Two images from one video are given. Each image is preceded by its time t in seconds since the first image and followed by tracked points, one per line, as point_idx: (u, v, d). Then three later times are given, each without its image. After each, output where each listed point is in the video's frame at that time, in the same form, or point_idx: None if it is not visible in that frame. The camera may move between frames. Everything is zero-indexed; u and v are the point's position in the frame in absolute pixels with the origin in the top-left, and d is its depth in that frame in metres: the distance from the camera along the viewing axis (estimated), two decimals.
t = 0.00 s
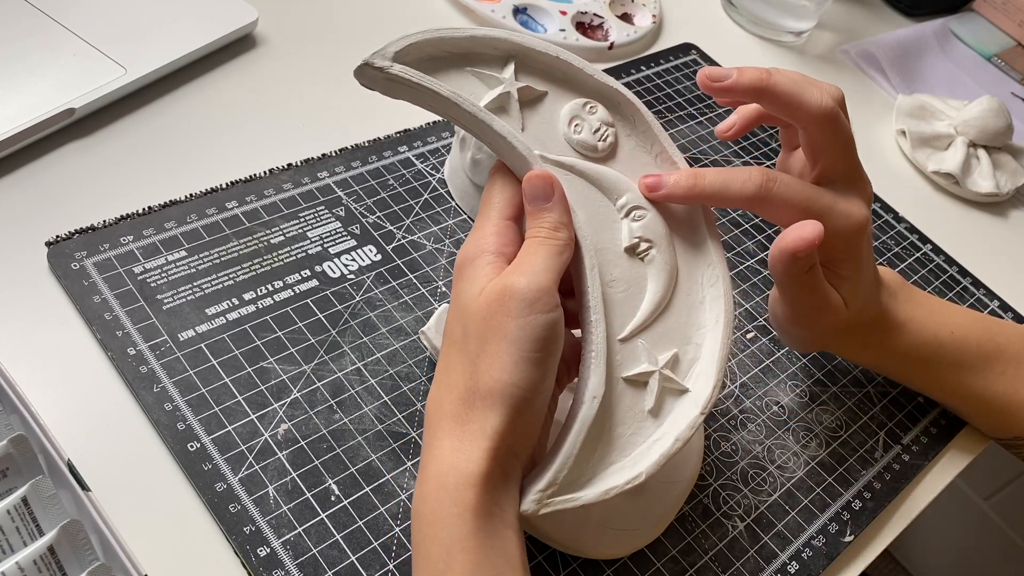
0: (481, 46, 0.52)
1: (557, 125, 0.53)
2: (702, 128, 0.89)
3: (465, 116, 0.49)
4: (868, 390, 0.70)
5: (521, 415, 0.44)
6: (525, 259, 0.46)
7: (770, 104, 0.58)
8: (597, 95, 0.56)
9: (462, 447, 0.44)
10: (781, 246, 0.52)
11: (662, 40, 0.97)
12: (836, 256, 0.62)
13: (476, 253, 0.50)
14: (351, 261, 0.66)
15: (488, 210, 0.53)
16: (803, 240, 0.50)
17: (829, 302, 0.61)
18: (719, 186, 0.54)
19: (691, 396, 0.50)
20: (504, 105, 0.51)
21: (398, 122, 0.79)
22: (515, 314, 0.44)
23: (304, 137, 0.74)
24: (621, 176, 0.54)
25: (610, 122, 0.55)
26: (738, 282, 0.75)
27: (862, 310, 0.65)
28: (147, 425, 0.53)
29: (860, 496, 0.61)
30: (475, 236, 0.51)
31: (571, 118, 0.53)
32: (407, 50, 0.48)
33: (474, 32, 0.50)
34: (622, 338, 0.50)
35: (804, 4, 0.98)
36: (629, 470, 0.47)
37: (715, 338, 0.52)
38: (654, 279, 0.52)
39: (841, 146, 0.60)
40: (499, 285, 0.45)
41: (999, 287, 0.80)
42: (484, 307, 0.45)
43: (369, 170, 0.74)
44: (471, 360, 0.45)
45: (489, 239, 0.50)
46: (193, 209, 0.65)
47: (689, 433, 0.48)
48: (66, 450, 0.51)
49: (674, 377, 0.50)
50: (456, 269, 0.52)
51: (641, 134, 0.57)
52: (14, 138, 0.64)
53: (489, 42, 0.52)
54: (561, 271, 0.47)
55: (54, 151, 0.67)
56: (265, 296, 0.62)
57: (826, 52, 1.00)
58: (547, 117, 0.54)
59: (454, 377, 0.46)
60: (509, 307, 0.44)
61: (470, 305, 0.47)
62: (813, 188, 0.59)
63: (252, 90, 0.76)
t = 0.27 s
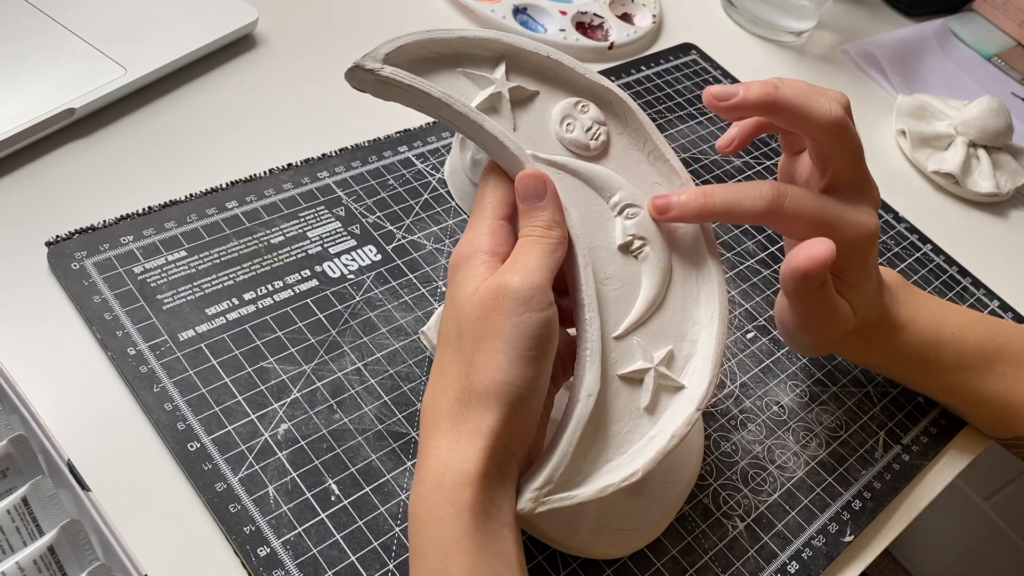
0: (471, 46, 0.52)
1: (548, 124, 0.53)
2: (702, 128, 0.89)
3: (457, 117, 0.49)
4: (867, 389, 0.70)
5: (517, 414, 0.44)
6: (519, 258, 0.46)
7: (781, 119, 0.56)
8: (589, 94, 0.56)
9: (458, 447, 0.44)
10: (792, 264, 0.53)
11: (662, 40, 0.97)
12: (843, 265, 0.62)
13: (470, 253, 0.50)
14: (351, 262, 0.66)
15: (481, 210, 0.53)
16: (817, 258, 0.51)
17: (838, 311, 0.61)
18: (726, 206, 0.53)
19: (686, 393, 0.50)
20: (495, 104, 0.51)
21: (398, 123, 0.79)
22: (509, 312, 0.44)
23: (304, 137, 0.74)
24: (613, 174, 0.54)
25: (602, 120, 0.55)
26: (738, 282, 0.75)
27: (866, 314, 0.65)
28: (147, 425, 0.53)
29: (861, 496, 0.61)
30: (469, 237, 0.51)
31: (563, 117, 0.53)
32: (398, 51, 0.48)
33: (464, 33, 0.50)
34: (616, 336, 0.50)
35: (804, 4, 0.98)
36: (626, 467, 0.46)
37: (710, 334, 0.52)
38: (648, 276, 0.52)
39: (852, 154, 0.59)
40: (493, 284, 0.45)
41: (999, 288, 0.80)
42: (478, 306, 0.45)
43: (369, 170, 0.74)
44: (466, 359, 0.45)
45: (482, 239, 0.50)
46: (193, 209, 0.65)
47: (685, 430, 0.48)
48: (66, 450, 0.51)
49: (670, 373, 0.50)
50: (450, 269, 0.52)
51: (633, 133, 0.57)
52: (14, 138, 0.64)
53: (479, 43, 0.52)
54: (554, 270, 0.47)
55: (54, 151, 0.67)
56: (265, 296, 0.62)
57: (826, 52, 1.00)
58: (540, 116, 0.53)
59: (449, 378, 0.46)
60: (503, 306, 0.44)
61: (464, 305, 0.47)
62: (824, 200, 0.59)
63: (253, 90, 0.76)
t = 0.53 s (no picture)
0: (471, 45, 0.52)
1: (548, 123, 0.53)
2: (702, 128, 0.89)
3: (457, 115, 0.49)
4: (868, 390, 0.70)
5: (517, 413, 0.44)
6: (520, 258, 0.46)
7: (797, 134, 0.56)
8: (588, 93, 0.56)
9: (459, 447, 0.44)
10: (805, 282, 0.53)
11: (662, 40, 0.97)
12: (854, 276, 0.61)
13: (470, 253, 0.50)
14: (351, 261, 0.66)
15: (481, 210, 0.53)
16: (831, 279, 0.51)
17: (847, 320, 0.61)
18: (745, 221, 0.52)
19: (685, 392, 0.50)
20: (495, 104, 0.51)
21: (398, 123, 0.79)
22: (510, 312, 0.44)
23: (304, 137, 0.74)
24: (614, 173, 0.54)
25: (602, 119, 0.55)
26: (738, 282, 0.75)
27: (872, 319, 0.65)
28: (147, 425, 0.53)
29: (861, 496, 0.61)
30: (468, 237, 0.51)
31: (563, 116, 0.53)
32: (398, 50, 0.48)
33: (465, 32, 0.50)
34: (616, 336, 0.50)
35: (804, 4, 0.98)
36: (626, 467, 0.47)
37: (710, 334, 0.52)
38: (647, 276, 0.52)
39: (863, 168, 0.59)
40: (495, 285, 0.45)
41: (999, 288, 0.80)
42: (479, 306, 0.45)
43: (370, 170, 0.74)
44: (466, 359, 0.45)
45: (482, 238, 0.50)
46: (193, 209, 0.65)
47: (684, 429, 0.48)
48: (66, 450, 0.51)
49: (670, 374, 0.50)
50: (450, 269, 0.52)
51: (633, 132, 0.57)
52: (14, 138, 0.64)
53: (479, 41, 0.52)
54: (555, 269, 0.46)
55: (54, 151, 0.67)
56: (265, 296, 0.62)
57: (826, 52, 1.00)
58: (540, 115, 0.53)
59: (449, 377, 0.46)
60: (504, 306, 0.44)
61: (464, 304, 0.47)
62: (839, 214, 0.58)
63: (252, 90, 0.76)
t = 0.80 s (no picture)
0: (468, 45, 0.51)
1: (545, 123, 0.53)
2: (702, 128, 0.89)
3: (453, 116, 0.49)
4: (867, 389, 0.70)
5: (516, 413, 0.44)
6: (517, 258, 0.46)
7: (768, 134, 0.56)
8: (585, 93, 0.55)
9: (458, 447, 0.44)
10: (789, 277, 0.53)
11: (662, 40, 0.97)
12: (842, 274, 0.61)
13: (468, 253, 0.50)
14: (351, 261, 0.66)
15: (478, 209, 0.53)
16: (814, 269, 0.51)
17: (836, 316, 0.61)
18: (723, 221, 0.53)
19: (684, 392, 0.50)
20: (494, 104, 0.51)
21: (398, 122, 0.79)
22: (508, 312, 0.44)
23: (304, 137, 0.74)
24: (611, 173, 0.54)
25: (598, 119, 0.55)
26: (738, 282, 0.75)
27: (865, 318, 0.65)
28: (147, 425, 0.53)
29: (861, 496, 0.61)
30: (465, 236, 0.51)
31: (559, 116, 0.53)
32: (394, 50, 0.47)
33: (461, 31, 0.50)
34: (615, 335, 0.50)
35: (804, 4, 0.98)
36: (625, 466, 0.47)
37: (707, 334, 0.52)
38: (645, 275, 0.52)
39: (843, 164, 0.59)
40: (492, 284, 0.45)
41: (999, 288, 0.80)
42: (477, 305, 0.45)
43: (369, 170, 0.74)
44: (465, 360, 0.45)
45: (480, 238, 0.50)
46: (193, 209, 0.65)
47: (683, 429, 0.48)
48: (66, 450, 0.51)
49: (668, 373, 0.50)
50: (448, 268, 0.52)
51: (630, 132, 0.56)
52: (14, 138, 0.64)
53: (476, 41, 0.51)
54: (552, 269, 0.46)
55: (54, 150, 0.67)
56: (265, 296, 0.62)
57: (826, 52, 1.00)
58: (536, 115, 0.53)
59: (447, 378, 0.46)
60: (502, 306, 0.44)
61: (462, 305, 0.47)
62: (823, 209, 0.59)
63: (252, 90, 0.76)
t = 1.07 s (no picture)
0: (463, 46, 0.51)
1: (541, 123, 0.53)
2: (702, 128, 0.89)
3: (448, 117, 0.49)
4: (868, 389, 0.70)
5: (514, 412, 0.44)
6: (515, 257, 0.46)
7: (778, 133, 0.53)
8: (582, 92, 0.55)
9: (457, 447, 0.44)
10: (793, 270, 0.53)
11: (662, 40, 0.97)
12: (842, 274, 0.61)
13: (465, 252, 0.50)
14: (351, 262, 0.66)
15: (475, 209, 0.53)
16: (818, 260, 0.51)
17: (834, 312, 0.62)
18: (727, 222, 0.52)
19: (684, 389, 0.50)
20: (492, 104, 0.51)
21: (398, 123, 0.79)
22: (505, 311, 0.44)
23: (304, 137, 0.74)
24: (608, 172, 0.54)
25: (595, 118, 0.55)
26: (738, 282, 0.75)
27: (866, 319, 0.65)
28: (147, 425, 0.53)
29: (861, 496, 0.61)
30: (463, 236, 0.51)
31: (556, 116, 0.53)
32: (389, 53, 0.48)
33: (456, 33, 0.50)
34: (613, 334, 0.50)
35: (804, 4, 0.98)
36: (625, 465, 0.46)
37: (706, 331, 0.52)
38: (644, 273, 0.52)
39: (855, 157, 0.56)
40: (490, 283, 0.45)
41: (999, 288, 0.80)
42: (474, 304, 0.45)
43: (369, 170, 0.74)
44: (463, 359, 0.45)
45: (477, 238, 0.50)
46: (193, 209, 0.65)
47: (682, 426, 0.48)
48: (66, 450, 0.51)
49: (668, 371, 0.50)
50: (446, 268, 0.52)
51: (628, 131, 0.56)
52: (14, 138, 0.64)
53: (471, 42, 0.52)
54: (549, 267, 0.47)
55: (54, 150, 0.67)
56: (265, 296, 0.62)
57: (826, 52, 1.00)
58: (532, 115, 0.53)
59: (446, 377, 0.46)
60: (500, 305, 0.44)
61: (459, 305, 0.47)
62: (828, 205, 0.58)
63: (253, 90, 0.76)
